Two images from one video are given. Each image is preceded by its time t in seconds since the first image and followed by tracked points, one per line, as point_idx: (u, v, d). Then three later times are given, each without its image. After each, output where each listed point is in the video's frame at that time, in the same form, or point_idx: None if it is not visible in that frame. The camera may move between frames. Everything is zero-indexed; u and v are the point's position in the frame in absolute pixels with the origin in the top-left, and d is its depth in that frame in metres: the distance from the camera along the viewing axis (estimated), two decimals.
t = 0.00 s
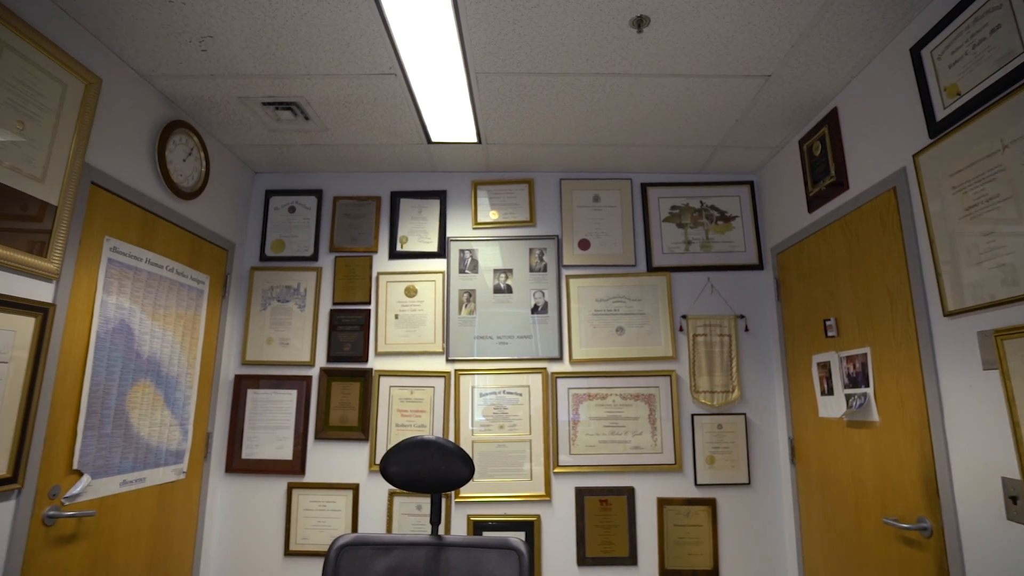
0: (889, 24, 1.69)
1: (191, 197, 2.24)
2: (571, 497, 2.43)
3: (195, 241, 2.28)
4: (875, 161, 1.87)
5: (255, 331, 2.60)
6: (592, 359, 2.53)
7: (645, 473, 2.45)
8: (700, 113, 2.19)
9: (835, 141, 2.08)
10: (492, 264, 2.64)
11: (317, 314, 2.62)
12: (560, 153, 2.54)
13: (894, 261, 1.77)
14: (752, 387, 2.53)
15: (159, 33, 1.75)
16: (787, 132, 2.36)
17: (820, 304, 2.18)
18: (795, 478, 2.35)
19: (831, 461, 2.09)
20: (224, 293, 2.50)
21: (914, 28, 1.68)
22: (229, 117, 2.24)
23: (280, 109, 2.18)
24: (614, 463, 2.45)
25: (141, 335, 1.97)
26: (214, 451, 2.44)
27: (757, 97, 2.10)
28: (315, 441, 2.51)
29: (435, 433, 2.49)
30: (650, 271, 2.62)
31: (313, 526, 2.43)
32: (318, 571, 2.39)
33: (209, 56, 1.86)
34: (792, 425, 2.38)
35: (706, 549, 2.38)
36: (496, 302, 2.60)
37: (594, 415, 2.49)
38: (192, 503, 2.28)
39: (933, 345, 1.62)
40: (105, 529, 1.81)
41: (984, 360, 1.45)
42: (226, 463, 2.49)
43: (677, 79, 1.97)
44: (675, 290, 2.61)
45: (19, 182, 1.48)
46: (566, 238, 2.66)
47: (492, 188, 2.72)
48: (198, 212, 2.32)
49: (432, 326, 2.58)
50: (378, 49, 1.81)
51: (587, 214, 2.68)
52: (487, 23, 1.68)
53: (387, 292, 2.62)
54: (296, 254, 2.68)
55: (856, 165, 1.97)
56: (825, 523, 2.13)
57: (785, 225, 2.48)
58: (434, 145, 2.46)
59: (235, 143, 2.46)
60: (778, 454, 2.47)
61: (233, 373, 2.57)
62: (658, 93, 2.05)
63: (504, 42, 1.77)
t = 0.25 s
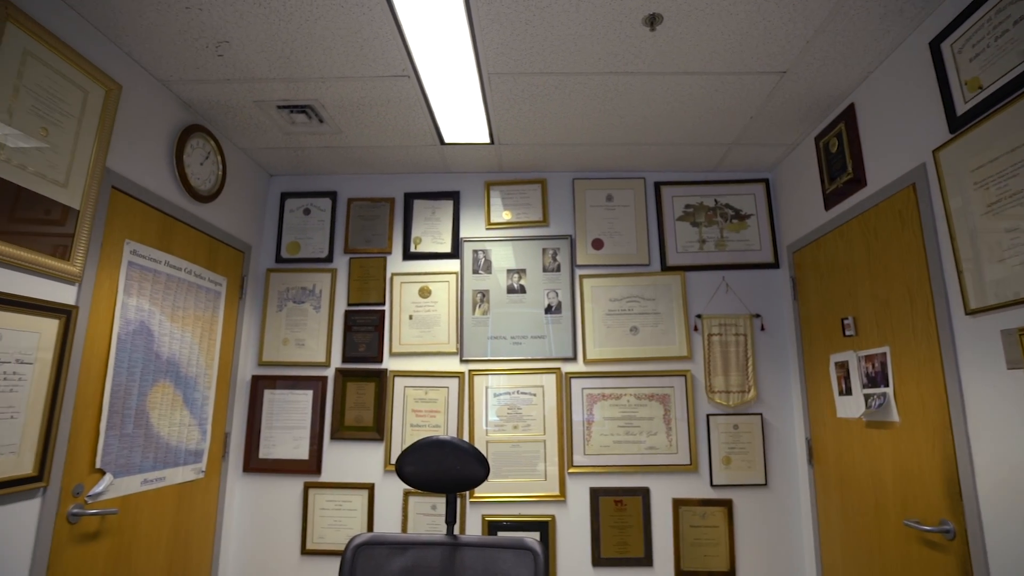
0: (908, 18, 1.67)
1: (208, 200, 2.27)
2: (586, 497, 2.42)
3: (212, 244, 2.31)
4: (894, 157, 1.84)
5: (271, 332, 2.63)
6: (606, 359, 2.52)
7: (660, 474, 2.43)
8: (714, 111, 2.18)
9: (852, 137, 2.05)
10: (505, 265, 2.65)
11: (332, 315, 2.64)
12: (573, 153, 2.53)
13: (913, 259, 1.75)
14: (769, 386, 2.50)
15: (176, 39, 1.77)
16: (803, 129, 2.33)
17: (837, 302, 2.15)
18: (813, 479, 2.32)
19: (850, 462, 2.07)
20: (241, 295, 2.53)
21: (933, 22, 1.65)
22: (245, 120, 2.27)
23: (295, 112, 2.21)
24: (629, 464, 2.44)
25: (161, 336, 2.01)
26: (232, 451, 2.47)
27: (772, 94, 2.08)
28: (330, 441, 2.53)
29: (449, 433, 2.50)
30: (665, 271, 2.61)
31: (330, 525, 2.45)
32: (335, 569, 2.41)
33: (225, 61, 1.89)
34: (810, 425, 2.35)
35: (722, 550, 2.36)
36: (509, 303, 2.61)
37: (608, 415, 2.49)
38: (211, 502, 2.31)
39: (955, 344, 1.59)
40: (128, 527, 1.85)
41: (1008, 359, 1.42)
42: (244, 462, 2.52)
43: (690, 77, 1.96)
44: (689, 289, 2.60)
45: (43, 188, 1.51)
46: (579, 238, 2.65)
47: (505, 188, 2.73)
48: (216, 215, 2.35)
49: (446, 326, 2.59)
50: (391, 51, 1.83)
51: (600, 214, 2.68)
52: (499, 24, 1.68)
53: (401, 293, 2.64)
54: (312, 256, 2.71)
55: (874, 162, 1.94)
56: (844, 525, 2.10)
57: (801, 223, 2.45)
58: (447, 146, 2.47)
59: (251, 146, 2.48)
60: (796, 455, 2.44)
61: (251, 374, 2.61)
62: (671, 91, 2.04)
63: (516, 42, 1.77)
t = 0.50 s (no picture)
0: (927, 11, 1.64)
1: (225, 203, 2.30)
2: (601, 498, 2.41)
3: (229, 246, 2.34)
4: (913, 153, 1.81)
5: (288, 333, 2.66)
6: (620, 359, 2.51)
7: (676, 474, 2.42)
8: (728, 108, 2.16)
9: (870, 133, 2.02)
10: (519, 265, 2.65)
11: (347, 315, 2.66)
12: (586, 152, 2.53)
13: (934, 256, 1.72)
14: (786, 386, 2.48)
15: (194, 45, 1.80)
16: (819, 126, 2.30)
17: (856, 301, 2.12)
18: (832, 480, 2.29)
19: (870, 463, 2.04)
20: (258, 297, 2.56)
21: (954, 14, 1.62)
22: (261, 124, 2.30)
23: (310, 115, 2.23)
24: (644, 464, 2.42)
25: (180, 338, 2.04)
26: (250, 450, 2.50)
27: (788, 91, 2.05)
28: (346, 441, 2.55)
29: (464, 433, 2.50)
30: (679, 270, 2.59)
31: (346, 524, 2.47)
32: (351, 568, 2.43)
33: (242, 65, 1.91)
34: (828, 426, 2.32)
35: (739, 551, 2.34)
36: (523, 303, 2.61)
37: (623, 415, 2.48)
38: (229, 501, 2.34)
39: (978, 342, 1.56)
40: (149, 525, 1.88)
41: None
42: (262, 462, 2.55)
43: (705, 74, 1.94)
44: (704, 288, 2.58)
45: (66, 192, 1.54)
46: (593, 238, 2.65)
47: (518, 188, 2.73)
48: (233, 217, 2.38)
49: (460, 327, 2.60)
50: (404, 53, 1.84)
51: (614, 213, 2.67)
52: (512, 24, 1.69)
53: (415, 293, 2.65)
54: (327, 257, 2.73)
55: (893, 158, 1.91)
56: (864, 526, 2.07)
57: (818, 221, 2.42)
58: (460, 147, 2.48)
59: (267, 149, 2.51)
60: (814, 456, 2.41)
61: (268, 374, 2.63)
62: (685, 89, 2.03)
63: (529, 42, 1.77)
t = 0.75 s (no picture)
0: (947, 4, 1.61)
1: (242, 206, 2.33)
2: (616, 498, 2.40)
3: (246, 248, 2.37)
4: (933, 149, 1.78)
5: (304, 333, 2.69)
6: (635, 358, 2.50)
7: (691, 475, 2.40)
8: (743, 105, 2.14)
9: (889, 129, 1.99)
10: (532, 265, 2.65)
11: (362, 316, 2.68)
12: (599, 151, 2.52)
13: (956, 253, 1.68)
14: (804, 386, 2.45)
15: (210, 51, 1.83)
16: (836, 122, 2.27)
17: (875, 299, 2.09)
18: (851, 481, 2.26)
19: (890, 463, 2.00)
20: (274, 298, 2.59)
21: (974, 7, 1.59)
22: (276, 127, 2.32)
23: (324, 118, 2.25)
24: (659, 465, 2.41)
25: (199, 339, 2.06)
26: (267, 450, 2.53)
27: (804, 87, 2.03)
28: (362, 441, 2.57)
29: (479, 433, 2.51)
30: (694, 269, 2.57)
31: (362, 524, 2.49)
32: (367, 567, 2.45)
33: (257, 69, 1.93)
34: (847, 426, 2.28)
35: (757, 553, 2.32)
36: (537, 303, 2.61)
37: (638, 415, 2.47)
38: (247, 500, 2.37)
39: (1002, 341, 1.53)
40: (170, 523, 1.91)
41: None
42: (279, 461, 2.57)
43: (719, 72, 1.93)
44: (719, 287, 2.56)
45: (87, 197, 1.57)
46: (606, 237, 2.64)
47: (531, 189, 2.73)
48: (249, 220, 2.41)
49: (474, 327, 2.61)
50: (417, 55, 1.85)
51: (628, 213, 2.66)
52: (525, 24, 1.69)
53: (429, 294, 2.66)
54: (342, 258, 2.75)
55: (912, 154, 1.88)
56: (884, 528, 2.04)
57: (835, 218, 2.39)
58: (473, 148, 2.49)
59: (282, 152, 2.54)
60: (832, 456, 2.38)
61: (284, 375, 2.66)
62: (699, 86, 2.01)
63: (542, 42, 1.77)
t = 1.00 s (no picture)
0: None
1: (259, 208, 2.36)
2: (631, 499, 2.39)
3: (263, 250, 2.40)
4: (954, 144, 1.75)
5: (319, 334, 2.71)
6: (649, 358, 2.49)
7: (708, 476, 2.38)
8: (758, 102, 2.12)
9: (908, 124, 1.96)
10: (546, 265, 2.65)
11: (376, 317, 2.70)
12: (613, 151, 2.51)
13: (978, 250, 1.65)
14: (822, 386, 2.42)
15: (227, 55, 1.85)
16: (853, 118, 2.24)
17: (894, 297, 2.06)
18: (871, 482, 2.22)
19: (911, 464, 1.97)
20: (290, 299, 2.62)
21: None
22: (292, 130, 2.35)
23: (339, 120, 2.27)
24: (675, 465, 2.40)
25: (217, 340, 2.09)
26: (284, 449, 2.56)
27: (820, 83, 2.01)
28: (377, 441, 2.58)
29: (493, 433, 2.52)
30: (709, 268, 2.55)
31: (378, 523, 2.51)
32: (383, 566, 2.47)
33: (273, 73, 1.96)
34: (867, 426, 2.25)
35: (775, 555, 2.29)
36: (551, 303, 2.60)
37: (653, 415, 2.45)
38: (265, 499, 2.40)
39: None
40: (190, 521, 1.94)
41: None
42: (296, 461, 2.60)
43: (734, 69, 1.91)
44: (735, 286, 2.53)
45: (108, 201, 1.60)
46: (620, 237, 2.63)
47: (545, 189, 2.73)
48: (265, 222, 2.44)
49: (488, 327, 2.61)
50: (430, 57, 1.85)
51: (641, 212, 2.64)
52: (537, 24, 1.69)
53: (443, 295, 2.68)
54: (356, 260, 2.77)
55: (933, 150, 1.85)
56: (906, 530, 2.01)
57: (853, 216, 2.35)
58: (487, 148, 2.49)
59: (298, 155, 2.57)
60: (852, 457, 2.35)
61: (300, 375, 2.69)
62: (713, 84, 2.00)
63: (554, 42, 1.77)
